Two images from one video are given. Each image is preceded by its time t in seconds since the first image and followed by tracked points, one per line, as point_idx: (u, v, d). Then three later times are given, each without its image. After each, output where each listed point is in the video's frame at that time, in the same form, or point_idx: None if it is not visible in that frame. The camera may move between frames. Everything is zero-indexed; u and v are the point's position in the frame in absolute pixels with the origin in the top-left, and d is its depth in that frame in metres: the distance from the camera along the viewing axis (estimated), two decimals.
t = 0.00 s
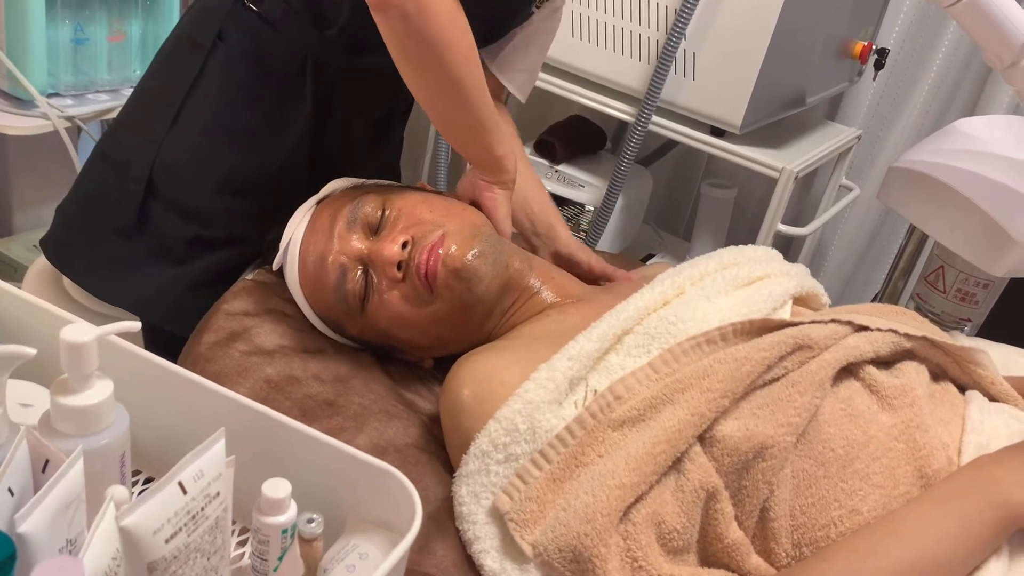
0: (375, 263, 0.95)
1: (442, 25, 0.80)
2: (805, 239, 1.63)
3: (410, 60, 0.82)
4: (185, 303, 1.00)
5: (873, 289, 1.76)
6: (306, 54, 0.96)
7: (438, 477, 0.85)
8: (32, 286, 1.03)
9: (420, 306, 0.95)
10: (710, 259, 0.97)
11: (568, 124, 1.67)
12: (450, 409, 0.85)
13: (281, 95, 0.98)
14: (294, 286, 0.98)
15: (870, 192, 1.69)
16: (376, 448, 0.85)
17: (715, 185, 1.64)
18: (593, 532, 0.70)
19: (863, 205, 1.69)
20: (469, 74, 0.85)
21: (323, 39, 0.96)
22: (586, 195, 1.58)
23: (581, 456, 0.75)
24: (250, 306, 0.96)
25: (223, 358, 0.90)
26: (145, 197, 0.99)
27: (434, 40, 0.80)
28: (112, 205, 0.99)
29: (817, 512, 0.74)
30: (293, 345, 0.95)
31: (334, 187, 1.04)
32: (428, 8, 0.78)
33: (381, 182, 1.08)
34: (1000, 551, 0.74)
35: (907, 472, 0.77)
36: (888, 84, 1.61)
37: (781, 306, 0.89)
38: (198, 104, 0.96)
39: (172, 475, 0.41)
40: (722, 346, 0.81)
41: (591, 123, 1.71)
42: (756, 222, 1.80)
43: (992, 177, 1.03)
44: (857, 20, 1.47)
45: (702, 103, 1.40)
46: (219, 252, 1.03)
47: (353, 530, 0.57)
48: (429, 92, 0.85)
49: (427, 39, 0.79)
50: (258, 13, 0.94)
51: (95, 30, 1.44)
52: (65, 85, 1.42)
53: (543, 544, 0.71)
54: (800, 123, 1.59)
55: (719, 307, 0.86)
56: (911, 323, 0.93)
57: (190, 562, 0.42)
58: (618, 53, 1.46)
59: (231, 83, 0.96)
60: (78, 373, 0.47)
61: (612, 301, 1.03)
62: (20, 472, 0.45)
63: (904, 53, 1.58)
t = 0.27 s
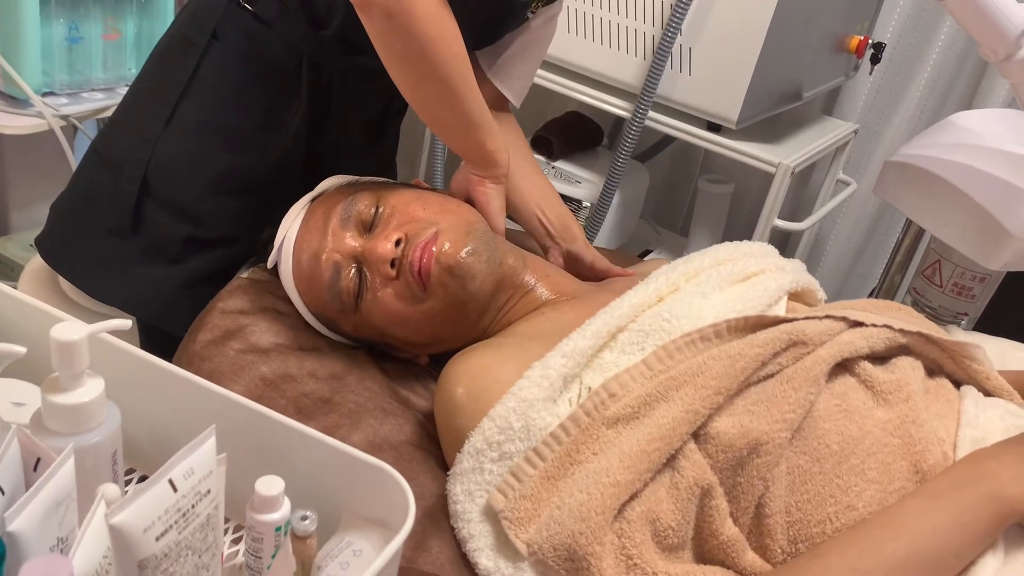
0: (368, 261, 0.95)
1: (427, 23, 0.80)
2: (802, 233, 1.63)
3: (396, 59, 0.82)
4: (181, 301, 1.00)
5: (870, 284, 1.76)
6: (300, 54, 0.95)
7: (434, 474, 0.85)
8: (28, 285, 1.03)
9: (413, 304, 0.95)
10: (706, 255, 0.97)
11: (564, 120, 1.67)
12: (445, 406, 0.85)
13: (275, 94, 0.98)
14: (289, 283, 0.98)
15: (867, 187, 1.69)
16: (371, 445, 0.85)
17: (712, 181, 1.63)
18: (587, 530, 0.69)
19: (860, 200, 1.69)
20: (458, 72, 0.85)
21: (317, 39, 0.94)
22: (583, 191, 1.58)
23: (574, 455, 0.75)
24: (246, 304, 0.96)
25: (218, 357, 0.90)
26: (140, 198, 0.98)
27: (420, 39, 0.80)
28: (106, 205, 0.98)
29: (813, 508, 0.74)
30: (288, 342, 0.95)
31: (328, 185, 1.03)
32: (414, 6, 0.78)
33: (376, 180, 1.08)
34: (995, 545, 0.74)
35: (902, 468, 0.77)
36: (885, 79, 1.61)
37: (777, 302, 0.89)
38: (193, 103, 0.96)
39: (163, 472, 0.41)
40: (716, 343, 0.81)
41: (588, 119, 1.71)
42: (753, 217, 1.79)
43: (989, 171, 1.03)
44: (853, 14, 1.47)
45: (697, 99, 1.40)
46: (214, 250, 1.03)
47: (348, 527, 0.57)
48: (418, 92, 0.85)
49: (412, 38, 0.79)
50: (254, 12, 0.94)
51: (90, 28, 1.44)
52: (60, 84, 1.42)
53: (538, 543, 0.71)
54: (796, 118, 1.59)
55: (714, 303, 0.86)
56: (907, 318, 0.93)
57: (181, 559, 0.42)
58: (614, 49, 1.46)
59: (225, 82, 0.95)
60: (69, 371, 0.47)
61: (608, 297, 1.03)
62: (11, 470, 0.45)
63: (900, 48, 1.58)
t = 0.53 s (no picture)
0: (369, 257, 0.95)
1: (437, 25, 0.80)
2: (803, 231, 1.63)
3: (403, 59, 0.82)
4: (181, 299, 1.00)
5: (870, 282, 1.76)
6: (303, 53, 0.95)
7: (434, 472, 0.85)
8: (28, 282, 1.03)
9: (414, 299, 0.95)
10: (706, 253, 0.97)
11: (564, 118, 1.67)
12: (445, 403, 0.85)
13: (278, 93, 0.97)
14: (291, 280, 0.98)
15: (867, 185, 1.69)
16: (372, 442, 0.85)
17: (712, 179, 1.64)
18: (588, 527, 0.70)
19: (860, 197, 1.69)
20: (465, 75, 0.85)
21: (317, 37, 0.93)
22: (583, 189, 1.58)
23: (575, 452, 0.75)
24: (246, 301, 0.97)
25: (218, 354, 0.90)
26: (142, 196, 0.99)
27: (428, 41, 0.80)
28: (109, 203, 0.99)
29: (813, 504, 0.74)
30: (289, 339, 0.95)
31: (331, 182, 1.04)
32: (421, 7, 0.78)
33: (378, 177, 1.08)
34: (995, 541, 0.74)
35: (902, 464, 0.77)
36: (884, 77, 1.61)
37: (776, 300, 0.89)
38: (195, 102, 0.96)
39: (164, 467, 0.41)
40: (717, 341, 0.81)
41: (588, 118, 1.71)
42: (753, 215, 1.80)
43: (989, 169, 1.03)
44: (853, 13, 1.47)
45: (697, 97, 1.40)
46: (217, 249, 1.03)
47: (349, 523, 0.58)
48: (422, 90, 0.86)
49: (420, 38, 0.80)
50: (257, 12, 0.93)
51: (91, 27, 1.44)
52: (61, 83, 1.42)
53: (538, 539, 0.71)
54: (796, 116, 1.59)
55: (714, 301, 0.86)
56: (907, 316, 0.93)
57: (183, 554, 0.42)
58: (614, 47, 1.46)
59: (227, 81, 0.95)
60: (71, 366, 0.47)
61: (608, 295, 1.03)
62: (13, 466, 0.45)
63: (900, 46, 1.58)
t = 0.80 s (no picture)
0: (366, 257, 0.96)
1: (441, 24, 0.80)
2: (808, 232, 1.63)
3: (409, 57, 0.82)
4: (188, 298, 1.01)
5: (875, 283, 1.76)
6: (308, 53, 0.96)
7: (439, 470, 0.85)
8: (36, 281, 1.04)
9: (410, 300, 0.95)
10: (709, 254, 0.97)
11: (569, 119, 1.68)
12: (449, 401, 0.86)
13: (283, 92, 0.99)
14: (295, 280, 0.99)
15: (871, 186, 1.70)
16: (378, 440, 0.86)
17: (717, 180, 1.64)
18: (592, 527, 0.70)
19: (865, 198, 1.70)
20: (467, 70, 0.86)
21: (322, 36, 0.95)
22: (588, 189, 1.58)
23: (579, 452, 0.76)
24: (252, 300, 0.97)
25: (224, 353, 0.91)
26: (150, 195, 0.99)
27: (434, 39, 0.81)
28: (117, 204, 0.99)
29: (816, 504, 0.75)
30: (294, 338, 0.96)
31: (334, 183, 1.04)
32: (427, 7, 0.78)
33: (382, 178, 1.08)
34: (998, 540, 0.74)
35: (905, 464, 0.78)
36: (890, 79, 1.61)
37: (780, 300, 0.89)
38: (201, 102, 0.97)
39: (174, 461, 0.42)
40: (721, 341, 0.81)
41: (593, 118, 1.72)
42: (758, 216, 1.80)
43: (993, 169, 1.04)
44: (858, 14, 1.48)
45: (702, 97, 1.41)
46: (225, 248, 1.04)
47: (354, 519, 0.58)
48: (427, 88, 0.86)
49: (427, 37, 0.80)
50: (260, 11, 0.94)
51: (99, 27, 1.45)
52: (69, 82, 1.43)
53: (542, 539, 0.72)
54: (801, 117, 1.59)
55: (718, 301, 0.87)
56: (910, 316, 0.93)
57: (192, 546, 0.43)
58: (619, 48, 1.47)
59: (233, 81, 0.96)
60: (82, 362, 0.48)
61: (612, 294, 1.04)
62: (25, 459, 0.46)
63: (905, 48, 1.58)
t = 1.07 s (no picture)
0: (373, 255, 0.97)
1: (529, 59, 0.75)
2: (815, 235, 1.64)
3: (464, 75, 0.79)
4: (201, 295, 1.02)
5: (882, 286, 1.76)
6: (313, 53, 0.98)
7: (447, 466, 0.86)
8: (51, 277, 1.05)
9: (416, 298, 0.95)
10: (716, 253, 0.98)
11: (577, 121, 1.68)
12: (457, 399, 0.87)
13: (290, 91, 1.00)
14: (304, 278, 1.00)
15: (879, 189, 1.70)
16: (387, 436, 0.87)
17: (724, 182, 1.65)
18: (599, 522, 0.71)
19: (872, 202, 1.70)
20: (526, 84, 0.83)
21: (326, 32, 0.97)
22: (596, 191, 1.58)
23: (586, 448, 0.76)
24: (264, 298, 0.98)
25: (236, 350, 0.92)
26: (164, 197, 1.01)
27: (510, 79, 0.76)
28: (131, 207, 1.01)
29: (822, 501, 0.75)
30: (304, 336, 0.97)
31: (344, 183, 1.05)
32: None
33: (389, 177, 1.09)
34: (1002, 539, 0.75)
35: (911, 463, 0.78)
36: (898, 82, 1.62)
37: (787, 300, 0.89)
38: (210, 103, 0.98)
39: (192, 450, 0.43)
40: (727, 339, 0.82)
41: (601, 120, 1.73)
42: (765, 219, 1.80)
43: (999, 172, 1.04)
44: (866, 17, 1.48)
45: (710, 99, 1.41)
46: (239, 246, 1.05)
47: (366, 512, 0.59)
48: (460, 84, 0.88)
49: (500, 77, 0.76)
50: (265, 11, 0.95)
51: (113, 27, 1.46)
52: (83, 82, 1.45)
53: (550, 534, 0.73)
54: (808, 120, 1.60)
55: (725, 301, 0.87)
56: (916, 315, 0.94)
57: (210, 535, 0.44)
58: (627, 50, 1.48)
59: (240, 81, 0.97)
60: (102, 354, 0.49)
61: (619, 293, 1.05)
62: (47, 448, 0.47)
63: (913, 51, 1.59)
